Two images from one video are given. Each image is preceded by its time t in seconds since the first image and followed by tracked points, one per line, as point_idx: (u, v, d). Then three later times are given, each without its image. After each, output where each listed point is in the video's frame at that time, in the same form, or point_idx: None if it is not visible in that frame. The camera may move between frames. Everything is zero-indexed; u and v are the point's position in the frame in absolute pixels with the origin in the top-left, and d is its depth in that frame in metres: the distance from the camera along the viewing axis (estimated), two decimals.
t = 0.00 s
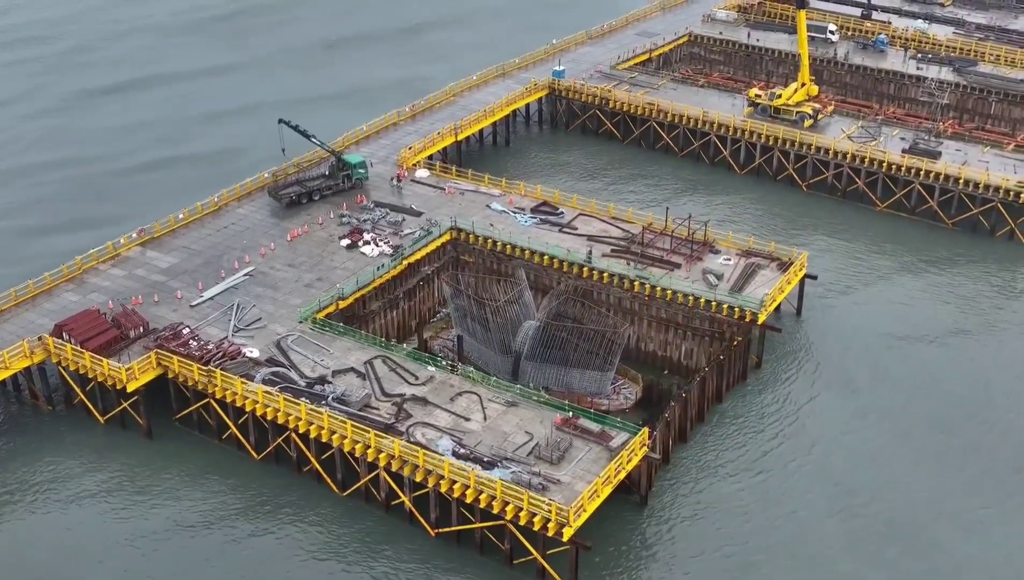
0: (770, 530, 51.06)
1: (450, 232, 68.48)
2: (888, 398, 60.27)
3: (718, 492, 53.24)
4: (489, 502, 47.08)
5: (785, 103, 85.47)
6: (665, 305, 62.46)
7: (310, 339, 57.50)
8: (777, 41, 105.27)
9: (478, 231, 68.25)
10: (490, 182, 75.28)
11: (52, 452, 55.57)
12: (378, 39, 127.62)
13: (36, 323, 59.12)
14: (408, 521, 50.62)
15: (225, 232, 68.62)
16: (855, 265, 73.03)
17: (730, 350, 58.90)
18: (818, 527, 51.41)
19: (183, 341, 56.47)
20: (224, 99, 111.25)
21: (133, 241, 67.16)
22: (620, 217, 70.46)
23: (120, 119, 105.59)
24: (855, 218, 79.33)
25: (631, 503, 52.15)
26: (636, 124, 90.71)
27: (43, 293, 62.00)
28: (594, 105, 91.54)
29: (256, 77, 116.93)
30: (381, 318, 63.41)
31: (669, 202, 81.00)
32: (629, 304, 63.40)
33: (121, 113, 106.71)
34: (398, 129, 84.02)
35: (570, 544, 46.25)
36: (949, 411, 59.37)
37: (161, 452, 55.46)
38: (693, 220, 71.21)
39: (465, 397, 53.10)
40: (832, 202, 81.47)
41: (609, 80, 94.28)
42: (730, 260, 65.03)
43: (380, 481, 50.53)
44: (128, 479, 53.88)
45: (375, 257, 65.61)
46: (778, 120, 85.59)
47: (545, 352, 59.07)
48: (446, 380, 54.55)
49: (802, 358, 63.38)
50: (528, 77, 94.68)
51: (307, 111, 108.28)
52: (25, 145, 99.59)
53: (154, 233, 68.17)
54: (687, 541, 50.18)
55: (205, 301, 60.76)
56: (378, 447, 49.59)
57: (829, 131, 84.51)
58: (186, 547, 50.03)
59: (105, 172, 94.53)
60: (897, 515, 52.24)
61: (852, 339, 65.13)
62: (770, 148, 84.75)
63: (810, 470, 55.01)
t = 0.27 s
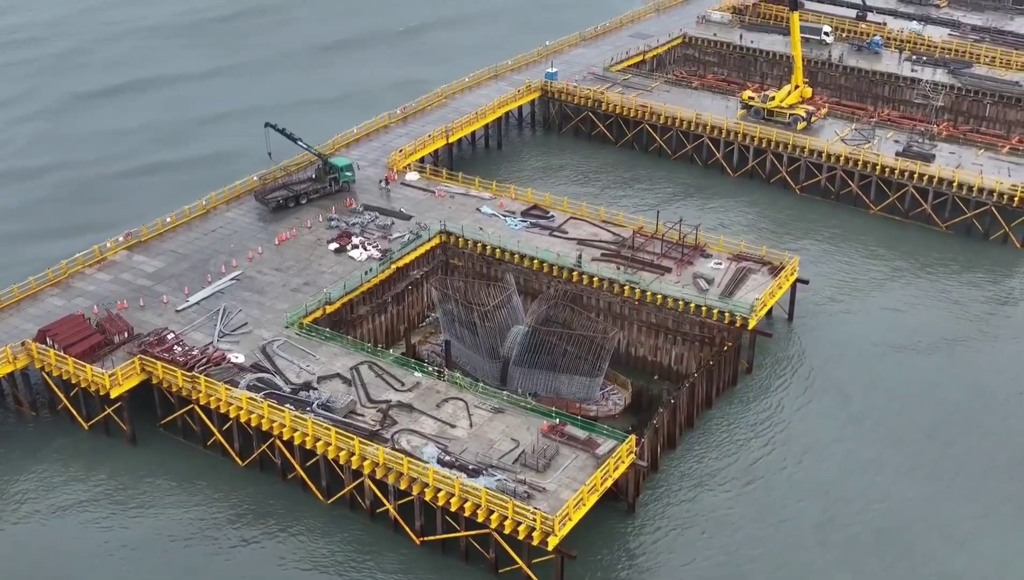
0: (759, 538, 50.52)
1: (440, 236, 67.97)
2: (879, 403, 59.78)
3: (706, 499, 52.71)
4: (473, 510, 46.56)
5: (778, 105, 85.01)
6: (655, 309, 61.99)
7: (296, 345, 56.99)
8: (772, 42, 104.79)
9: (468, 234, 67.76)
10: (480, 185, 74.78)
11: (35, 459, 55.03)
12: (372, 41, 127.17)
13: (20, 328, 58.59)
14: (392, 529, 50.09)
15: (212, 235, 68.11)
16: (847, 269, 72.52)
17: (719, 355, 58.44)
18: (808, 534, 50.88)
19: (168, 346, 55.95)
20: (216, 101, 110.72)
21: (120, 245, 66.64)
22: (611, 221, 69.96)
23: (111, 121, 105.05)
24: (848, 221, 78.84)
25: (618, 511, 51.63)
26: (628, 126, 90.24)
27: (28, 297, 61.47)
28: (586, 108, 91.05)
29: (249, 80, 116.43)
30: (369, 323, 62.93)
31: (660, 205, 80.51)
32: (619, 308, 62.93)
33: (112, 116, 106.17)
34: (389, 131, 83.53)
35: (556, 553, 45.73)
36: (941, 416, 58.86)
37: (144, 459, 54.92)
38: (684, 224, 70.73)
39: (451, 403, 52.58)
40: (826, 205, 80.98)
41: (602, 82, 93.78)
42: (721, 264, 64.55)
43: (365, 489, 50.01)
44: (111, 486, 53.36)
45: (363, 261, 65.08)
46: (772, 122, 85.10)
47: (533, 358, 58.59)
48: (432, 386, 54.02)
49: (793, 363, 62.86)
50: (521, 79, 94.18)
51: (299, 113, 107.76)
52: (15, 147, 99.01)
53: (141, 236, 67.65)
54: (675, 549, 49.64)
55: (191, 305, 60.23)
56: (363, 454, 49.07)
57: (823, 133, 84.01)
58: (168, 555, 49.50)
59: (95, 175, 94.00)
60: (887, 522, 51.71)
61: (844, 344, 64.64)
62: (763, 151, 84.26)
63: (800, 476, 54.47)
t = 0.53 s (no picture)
0: (747, 544, 50.03)
1: (429, 238, 67.43)
2: (870, 407, 59.27)
3: (695, 505, 52.23)
4: (458, 517, 46.08)
5: (772, 107, 84.48)
6: (645, 313, 61.51)
7: (282, 349, 56.50)
8: (766, 43, 104.31)
9: (457, 237, 67.27)
10: (470, 187, 74.28)
11: (18, 465, 54.54)
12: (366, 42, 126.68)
13: (4, 333, 58.09)
14: (377, 536, 49.64)
15: (199, 238, 67.62)
16: (840, 272, 72.04)
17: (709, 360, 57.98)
18: (797, 540, 50.40)
19: (152, 351, 55.44)
20: (209, 102, 110.25)
21: (106, 248, 66.16)
22: (601, 223, 69.45)
23: (103, 123, 104.56)
24: (841, 224, 78.37)
25: (605, 518, 51.16)
26: (621, 127, 89.76)
27: (12, 301, 60.99)
28: (579, 109, 90.56)
29: (242, 81, 115.98)
30: (357, 326, 62.50)
31: (652, 208, 80.03)
32: (609, 311, 62.51)
33: (104, 118, 105.70)
34: (380, 133, 83.06)
35: (541, 561, 45.25)
36: (932, 421, 58.35)
37: (128, 464, 54.45)
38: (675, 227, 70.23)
39: (437, 409, 52.10)
40: (819, 207, 80.53)
41: (595, 83, 93.27)
42: (711, 268, 64.04)
43: (349, 496, 49.54)
44: (94, 493, 52.88)
45: (352, 264, 64.48)
46: (765, 124, 84.61)
47: (521, 362, 58.12)
48: (418, 391, 53.52)
49: (784, 367, 62.34)
50: (513, 80, 93.69)
51: (292, 115, 107.30)
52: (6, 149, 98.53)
53: (127, 239, 67.16)
54: (662, 556, 49.17)
55: (176, 309, 59.72)
56: (347, 460, 48.58)
57: (816, 135, 83.53)
58: (150, 562, 49.02)
59: (86, 177, 93.53)
60: (877, 527, 51.21)
61: (836, 348, 64.15)
62: (756, 153, 83.79)
63: (790, 482, 53.96)
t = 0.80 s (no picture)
0: (737, 552, 49.54)
1: (418, 242, 66.92)
2: (862, 413, 58.78)
3: (684, 513, 51.75)
4: (443, 526, 45.58)
5: (765, 109, 83.98)
6: (635, 318, 61.04)
7: (268, 356, 55.99)
8: (760, 45, 103.82)
9: (447, 241, 66.75)
10: (460, 191, 73.77)
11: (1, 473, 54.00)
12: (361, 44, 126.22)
13: None
14: (362, 545, 49.16)
15: (187, 242, 67.11)
16: (833, 276, 71.53)
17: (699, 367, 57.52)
18: (786, 548, 49.90)
19: (137, 357, 54.91)
20: (202, 105, 109.75)
21: (93, 252, 65.64)
22: (592, 227, 68.97)
23: (95, 125, 104.02)
24: (835, 227, 77.89)
25: (593, 526, 50.68)
26: (614, 129, 89.26)
27: None
28: (572, 111, 90.06)
29: (236, 84, 115.51)
30: (345, 331, 62.06)
31: (645, 211, 79.52)
32: (600, 317, 62.10)
33: (97, 120, 105.20)
34: (371, 135, 82.59)
35: (526, 570, 44.75)
36: (924, 426, 57.87)
37: (113, 472, 53.95)
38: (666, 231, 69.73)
39: (423, 416, 51.61)
40: (812, 210, 80.05)
41: (588, 84, 92.76)
42: (702, 272, 63.52)
43: (334, 504, 49.05)
44: (77, 501, 52.35)
45: (340, 269, 64.07)
46: (758, 126, 84.09)
47: (510, 368, 57.66)
48: (404, 398, 53.01)
49: (775, 373, 61.88)
50: (506, 82, 93.19)
51: (286, 117, 106.85)
52: None
53: (114, 244, 66.65)
54: (650, 565, 48.72)
55: (162, 314, 59.22)
56: (331, 469, 48.07)
57: (810, 137, 83.04)
58: (133, 571, 48.51)
59: (76, 180, 93.00)
60: (867, 536, 50.72)
61: (828, 353, 63.62)
62: (750, 155, 83.30)
63: (780, 489, 53.45)
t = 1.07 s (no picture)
0: (725, 562, 49.02)
1: (408, 248, 66.42)
2: (854, 420, 58.29)
3: (672, 522, 51.24)
4: (427, 537, 45.04)
5: (759, 112, 83.49)
6: (625, 324, 60.51)
7: (254, 362, 55.46)
8: (755, 47, 103.31)
9: (436, 246, 66.22)
10: (451, 195, 73.24)
11: None
12: (355, 46, 125.72)
13: None
14: (346, 555, 48.65)
15: (174, 247, 66.59)
16: (826, 281, 71.03)
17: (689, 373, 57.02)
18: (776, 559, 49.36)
19: (120, 364, 54.37)
20: (194, 108, 109.28)
21: (79, 257, 65.12)
22: (583, 232, 68.47)
23: (88, 128, 103.51)
24: (829, 231, 77.40)
25: (580, 535, 50.15)
26: (607, 132, 88.76)
27: None
28: (565, 114, 89.56)
29: (229, 87, 115.04)
30: (333, 337, 61.59)
31: (638, 215, 79.02)
32: (590, 323, 61.60)
33: (89, 123, 104.68)
34: (362, 138, 82.10)
35: None
36: (916, 434, 57.38)
37: (96, 481, 53.43)
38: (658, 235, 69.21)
39: (409, 424, 51.08)
40: (806, 214, 79.55)
41: (581, 87, 92.26)
42: (693, 277, 63.01)
43: (318, 514, 48.54)
44: (60, 510, 51.83)
45: (328, 274, 63.57)
46: (752, 129, 83.56)
47: (498, 375, 57.08)
48: (390, 405, 52.47)
49: (766, 379, 61.39)
50: (498, 85, 92.69)
51: (279, 121, 106.37)
52: None
53: (101, 248, 66.13)
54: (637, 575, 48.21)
55: (147, 321, 58.68)
56: (315, 478, 47.52)
57: (803, 141, 82.54)
58: None
59: (67, 184, 92.47)
60: (858, 545, 50.22)
61: (820, 359, 63.11)
62: (743, 159, 82.81)
63: (770, 497, 52.92)
